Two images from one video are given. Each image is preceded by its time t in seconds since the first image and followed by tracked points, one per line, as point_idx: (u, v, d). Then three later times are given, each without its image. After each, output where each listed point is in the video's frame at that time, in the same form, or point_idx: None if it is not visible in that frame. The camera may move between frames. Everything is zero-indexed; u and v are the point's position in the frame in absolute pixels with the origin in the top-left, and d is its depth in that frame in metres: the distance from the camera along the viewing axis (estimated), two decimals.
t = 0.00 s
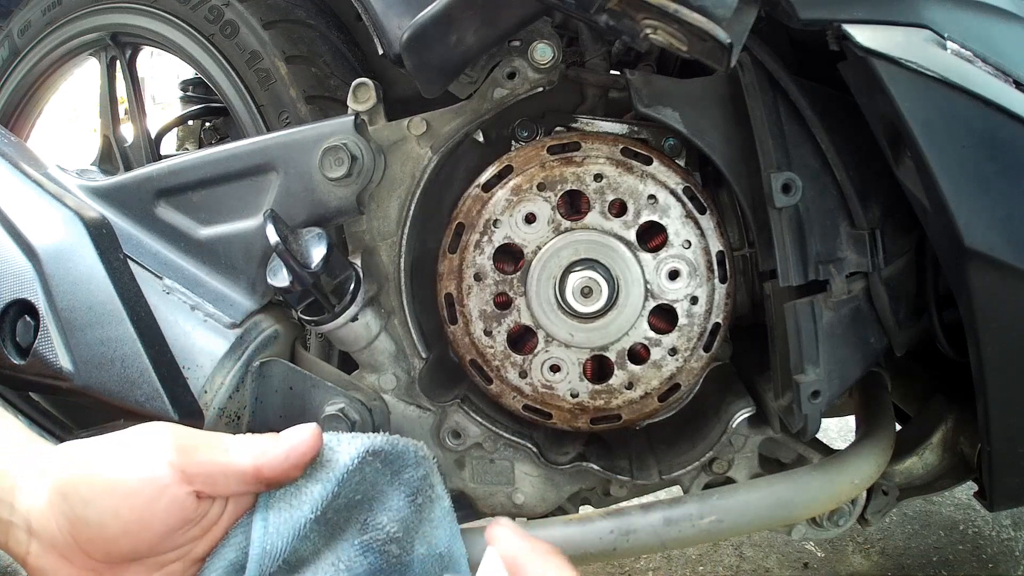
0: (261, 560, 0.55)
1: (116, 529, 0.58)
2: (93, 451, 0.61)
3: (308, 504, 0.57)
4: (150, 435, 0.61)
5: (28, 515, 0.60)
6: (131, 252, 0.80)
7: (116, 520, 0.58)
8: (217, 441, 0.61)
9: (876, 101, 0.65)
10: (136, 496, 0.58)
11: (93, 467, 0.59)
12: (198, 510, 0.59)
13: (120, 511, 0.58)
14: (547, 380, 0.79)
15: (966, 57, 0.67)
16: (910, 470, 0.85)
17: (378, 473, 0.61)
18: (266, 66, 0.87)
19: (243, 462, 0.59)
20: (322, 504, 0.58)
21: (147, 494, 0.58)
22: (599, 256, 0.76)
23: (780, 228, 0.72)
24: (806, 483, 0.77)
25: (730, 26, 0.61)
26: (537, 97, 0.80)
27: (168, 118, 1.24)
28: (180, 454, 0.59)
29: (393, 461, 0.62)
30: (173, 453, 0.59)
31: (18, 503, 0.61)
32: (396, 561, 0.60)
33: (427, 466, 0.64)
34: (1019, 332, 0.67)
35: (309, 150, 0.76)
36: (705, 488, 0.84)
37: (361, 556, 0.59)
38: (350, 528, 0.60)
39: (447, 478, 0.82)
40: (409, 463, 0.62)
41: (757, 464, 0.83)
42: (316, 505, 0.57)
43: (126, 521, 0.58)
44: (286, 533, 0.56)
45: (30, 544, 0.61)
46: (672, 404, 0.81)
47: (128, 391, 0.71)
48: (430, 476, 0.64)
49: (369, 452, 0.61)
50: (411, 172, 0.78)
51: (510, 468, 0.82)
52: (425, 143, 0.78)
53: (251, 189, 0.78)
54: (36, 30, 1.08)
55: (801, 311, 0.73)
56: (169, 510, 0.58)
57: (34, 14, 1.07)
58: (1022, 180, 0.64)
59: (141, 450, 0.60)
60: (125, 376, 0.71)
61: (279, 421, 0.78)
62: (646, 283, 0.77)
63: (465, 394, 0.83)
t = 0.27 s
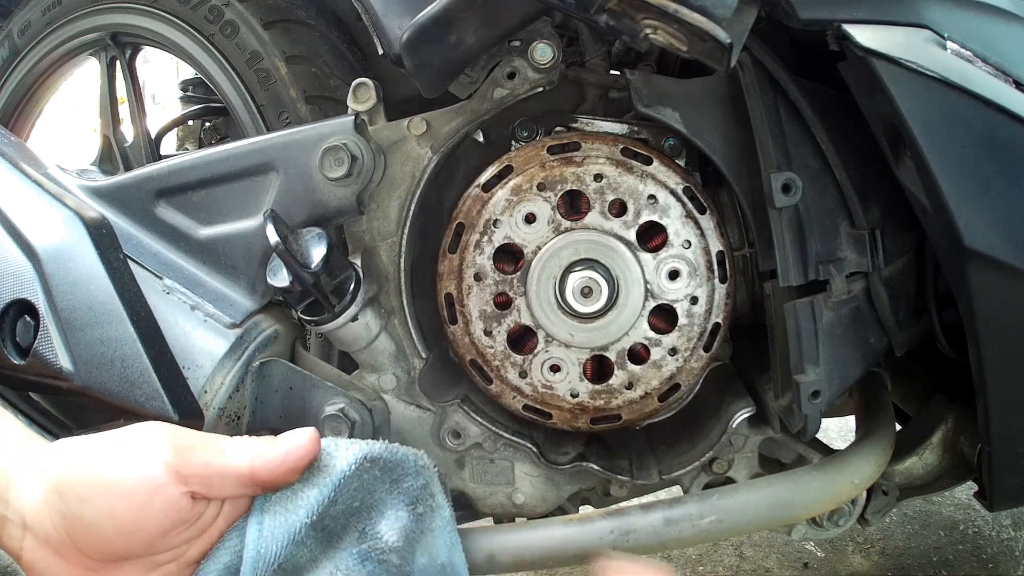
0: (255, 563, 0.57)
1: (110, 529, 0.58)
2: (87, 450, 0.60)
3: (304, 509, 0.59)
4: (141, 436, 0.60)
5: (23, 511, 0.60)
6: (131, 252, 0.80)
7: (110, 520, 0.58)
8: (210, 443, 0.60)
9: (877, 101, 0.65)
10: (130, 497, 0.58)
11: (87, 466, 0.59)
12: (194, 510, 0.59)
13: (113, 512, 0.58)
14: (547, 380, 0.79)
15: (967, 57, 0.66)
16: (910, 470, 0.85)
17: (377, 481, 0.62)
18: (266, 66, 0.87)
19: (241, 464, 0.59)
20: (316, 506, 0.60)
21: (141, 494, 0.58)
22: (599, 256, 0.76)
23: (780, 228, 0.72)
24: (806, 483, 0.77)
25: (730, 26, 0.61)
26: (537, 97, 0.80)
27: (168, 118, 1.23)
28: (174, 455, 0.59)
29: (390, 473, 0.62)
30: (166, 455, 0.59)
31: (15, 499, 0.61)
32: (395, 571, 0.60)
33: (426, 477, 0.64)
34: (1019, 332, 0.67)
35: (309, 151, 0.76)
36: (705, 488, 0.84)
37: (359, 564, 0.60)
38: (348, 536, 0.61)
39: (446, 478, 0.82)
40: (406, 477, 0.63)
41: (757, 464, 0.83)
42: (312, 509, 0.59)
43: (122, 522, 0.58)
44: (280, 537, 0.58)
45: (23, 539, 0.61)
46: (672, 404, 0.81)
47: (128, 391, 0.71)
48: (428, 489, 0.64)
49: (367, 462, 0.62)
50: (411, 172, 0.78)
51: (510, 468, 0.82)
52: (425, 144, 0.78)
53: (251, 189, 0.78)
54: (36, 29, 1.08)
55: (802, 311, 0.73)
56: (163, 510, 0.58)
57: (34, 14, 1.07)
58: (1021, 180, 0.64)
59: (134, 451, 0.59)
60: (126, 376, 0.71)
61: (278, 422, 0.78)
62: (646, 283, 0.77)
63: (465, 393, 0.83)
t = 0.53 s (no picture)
0: None
1: (87, 525, 0.56)
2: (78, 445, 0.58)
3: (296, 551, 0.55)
4: (132, 438, 0.57)
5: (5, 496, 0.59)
6: (131, 252, 0.79)
7: (87, 515, 0.56)
8: (194, 458, 0.55)
9: (876, 101, 0.65)
10: (107, 498, 0.54)
11: (76, 461, 0.57)
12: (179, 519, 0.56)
13: (93, 508, 0.56)
14: (547, 380, 0.79)
15: (967, 57, 0.67)
16: (910, 470, 0.85)
17: (388, 530, 0.56)
18: (266, 66, 0.87)
19: (221, 485, 0.53)
20: (304, 538, 0.55)
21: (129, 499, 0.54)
22: (599, 256, 0.76)
23: (780, 227, 0.72)
24: (806, 484, 0.77)
25: (730, 26, 0.61)
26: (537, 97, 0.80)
27: (168, 118, 1.23)
28: (155, 464, 0.55)
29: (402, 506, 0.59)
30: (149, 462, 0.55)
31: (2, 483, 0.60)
32: None
33: (436, 529, 0.58)
34: (1019, 331, 0.67)
35: (309, 151, 0.76)
36: (705, 488, 0.84)
37: None
38: None
39: (446, 478, 0.82)
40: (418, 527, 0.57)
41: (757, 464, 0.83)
42: (294, 551, 0.55)
43: (98, 521, 0.55)
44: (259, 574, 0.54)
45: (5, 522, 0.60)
46: (672, 404, 0.81)
47: (128, 391, 0.71)
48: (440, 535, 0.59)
49: (385, 509, 0.58)
50: (411, 172, 0.78)
51: (509, 468, 0.82)
52: (425, 144, 0.78)
53: (251, 189, 0.78)
54: (36, 29, 1.08)
55: (802, 311, 0.73)
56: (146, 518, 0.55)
57: (34, 14, 1.07)
58: (1021, 179, 0.64)
59: (122, 449, 0.56)
60: (125, 376, 0.71)
61: (279, 422, 0.78)
62: (646, 283, 0.77)
63: (465, 394, 0.83)
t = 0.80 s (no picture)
0: None
1: (66, 541, 0.43)
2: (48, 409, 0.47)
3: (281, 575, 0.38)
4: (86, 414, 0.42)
5: None
6: (130, 252, 0.80)
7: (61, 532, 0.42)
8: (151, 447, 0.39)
9: (876, 101, 0.65)
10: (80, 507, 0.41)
11: (32, 441, 0.44)
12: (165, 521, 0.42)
13: (65, 519, 0.42)
14: (546, 380, 0.79)
15: (966, 57, 0.67)
16: (910, 470, 0.85)
17: (368, 562, 0.37)
18: (266, 66, 0.87)
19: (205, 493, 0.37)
20: (285, 560, 0.38)
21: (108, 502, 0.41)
22: (599, 256, 0.76)
23: (780, 227, 0.72)
24: (806, 483, 0.77)
25: (730, 26, 0.61)
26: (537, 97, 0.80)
27: (168, 118, 1.23)
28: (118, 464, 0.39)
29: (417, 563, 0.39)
30: (109, 455, 0.40)
31: None
32: None
33: None
34: (1018, 332, 0.67)
35: (309, 151, 0.76)
36: (705, 488, 0.84)
37: None
38: None
39: (447, 478, 0.82)
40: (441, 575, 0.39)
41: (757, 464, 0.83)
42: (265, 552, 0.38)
43: (72, 534, 0.42)
44: None
45: None
46: (672, 404, 0.81)
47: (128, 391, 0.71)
48: None
49: (372, 537, 0.38)
50: (411, 172, 0.78)
51: (510, 468, 0.82)
52: (425, 143, 0.77)
53: (251, 189, 0.78)
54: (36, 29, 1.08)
55: (801, 312, 0.73)
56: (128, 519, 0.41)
57: (34, 14, 1.07)
58: (1021, 179, 0.64)
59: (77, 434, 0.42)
60: (125, 376, 0.71)
61: (279, 422, 0.78)
62: (646, 283, 0.77)
63: (465, 394, 0.82)
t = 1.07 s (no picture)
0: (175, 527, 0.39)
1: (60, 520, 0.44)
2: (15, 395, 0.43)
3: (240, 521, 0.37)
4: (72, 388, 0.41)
5: None
6: (130, 252, 0.80)
7: (55, 511, 0.43)
8: (142, 404, 0.39)
9: (876, 101, 0.65)
10: (80, 484, 0.41)
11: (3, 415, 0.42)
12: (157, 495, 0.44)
13: (55, 497, 0.42)
14: (546, 380, 0.79)
15: (966, 57, 0.67)
16: (910, 470, 0.85)
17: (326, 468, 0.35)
18: (266, 66, 0.87)
19: (202, 447, 0.37)
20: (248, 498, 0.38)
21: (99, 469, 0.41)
22: (599, 256, 0.76)
23: (780, 228, 0.72)
24: (806, 483, 0.77)
25: (729, 26, 0.61)
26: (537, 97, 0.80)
27: (168, 118, 1.23)
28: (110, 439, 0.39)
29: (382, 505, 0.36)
30: (102, 431, 0.39)
31: None
32: None
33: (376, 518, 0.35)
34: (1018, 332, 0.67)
35: (309, 151, 0.76)
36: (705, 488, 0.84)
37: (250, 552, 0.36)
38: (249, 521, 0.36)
39: (447, 478, 0.82)
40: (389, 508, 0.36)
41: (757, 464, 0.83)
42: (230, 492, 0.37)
43: (69, 511, 0.43)
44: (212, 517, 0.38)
45: None
46: (672, 404, 0.81)
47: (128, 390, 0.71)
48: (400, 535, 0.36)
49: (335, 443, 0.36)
50: (411, 172, 0.78)
51: (510, 468, 0.82)
52: (425, 143, 0.77)
53: (251, 189, 0.78)
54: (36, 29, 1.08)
55: (802, 312, 0.73)
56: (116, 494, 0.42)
57: (34, 14, 1.07)
58: (1021, 179, 0.64)
59: (53, 412, 0.40)
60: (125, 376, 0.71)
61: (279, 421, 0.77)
62: (646, 283, 0.76)
63: (465, 394, 0.83)
